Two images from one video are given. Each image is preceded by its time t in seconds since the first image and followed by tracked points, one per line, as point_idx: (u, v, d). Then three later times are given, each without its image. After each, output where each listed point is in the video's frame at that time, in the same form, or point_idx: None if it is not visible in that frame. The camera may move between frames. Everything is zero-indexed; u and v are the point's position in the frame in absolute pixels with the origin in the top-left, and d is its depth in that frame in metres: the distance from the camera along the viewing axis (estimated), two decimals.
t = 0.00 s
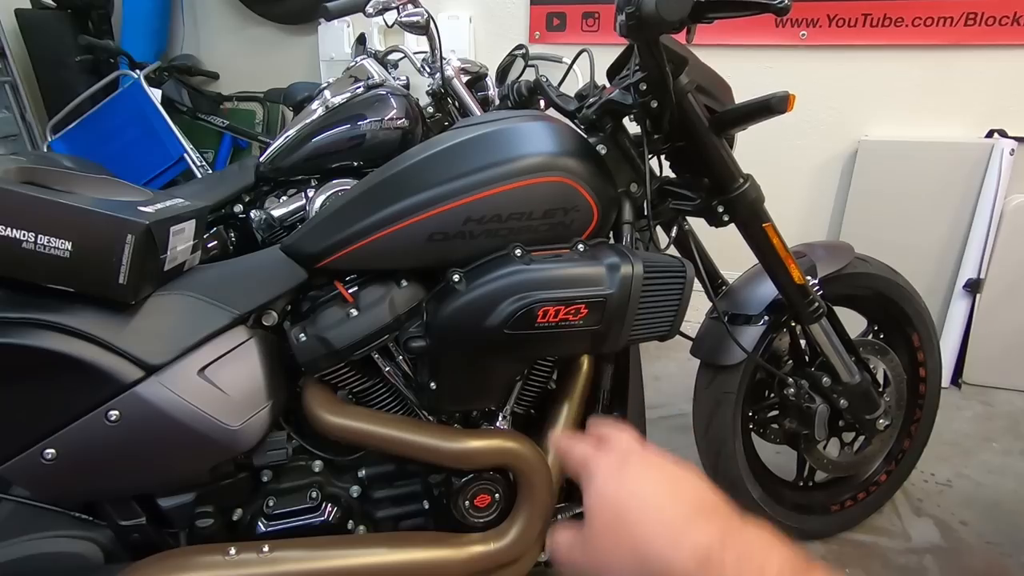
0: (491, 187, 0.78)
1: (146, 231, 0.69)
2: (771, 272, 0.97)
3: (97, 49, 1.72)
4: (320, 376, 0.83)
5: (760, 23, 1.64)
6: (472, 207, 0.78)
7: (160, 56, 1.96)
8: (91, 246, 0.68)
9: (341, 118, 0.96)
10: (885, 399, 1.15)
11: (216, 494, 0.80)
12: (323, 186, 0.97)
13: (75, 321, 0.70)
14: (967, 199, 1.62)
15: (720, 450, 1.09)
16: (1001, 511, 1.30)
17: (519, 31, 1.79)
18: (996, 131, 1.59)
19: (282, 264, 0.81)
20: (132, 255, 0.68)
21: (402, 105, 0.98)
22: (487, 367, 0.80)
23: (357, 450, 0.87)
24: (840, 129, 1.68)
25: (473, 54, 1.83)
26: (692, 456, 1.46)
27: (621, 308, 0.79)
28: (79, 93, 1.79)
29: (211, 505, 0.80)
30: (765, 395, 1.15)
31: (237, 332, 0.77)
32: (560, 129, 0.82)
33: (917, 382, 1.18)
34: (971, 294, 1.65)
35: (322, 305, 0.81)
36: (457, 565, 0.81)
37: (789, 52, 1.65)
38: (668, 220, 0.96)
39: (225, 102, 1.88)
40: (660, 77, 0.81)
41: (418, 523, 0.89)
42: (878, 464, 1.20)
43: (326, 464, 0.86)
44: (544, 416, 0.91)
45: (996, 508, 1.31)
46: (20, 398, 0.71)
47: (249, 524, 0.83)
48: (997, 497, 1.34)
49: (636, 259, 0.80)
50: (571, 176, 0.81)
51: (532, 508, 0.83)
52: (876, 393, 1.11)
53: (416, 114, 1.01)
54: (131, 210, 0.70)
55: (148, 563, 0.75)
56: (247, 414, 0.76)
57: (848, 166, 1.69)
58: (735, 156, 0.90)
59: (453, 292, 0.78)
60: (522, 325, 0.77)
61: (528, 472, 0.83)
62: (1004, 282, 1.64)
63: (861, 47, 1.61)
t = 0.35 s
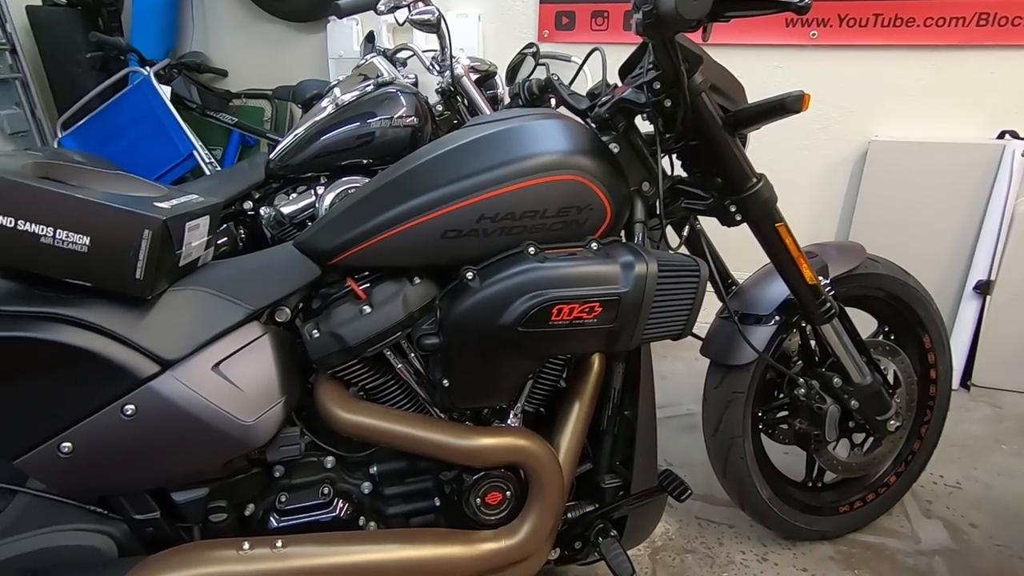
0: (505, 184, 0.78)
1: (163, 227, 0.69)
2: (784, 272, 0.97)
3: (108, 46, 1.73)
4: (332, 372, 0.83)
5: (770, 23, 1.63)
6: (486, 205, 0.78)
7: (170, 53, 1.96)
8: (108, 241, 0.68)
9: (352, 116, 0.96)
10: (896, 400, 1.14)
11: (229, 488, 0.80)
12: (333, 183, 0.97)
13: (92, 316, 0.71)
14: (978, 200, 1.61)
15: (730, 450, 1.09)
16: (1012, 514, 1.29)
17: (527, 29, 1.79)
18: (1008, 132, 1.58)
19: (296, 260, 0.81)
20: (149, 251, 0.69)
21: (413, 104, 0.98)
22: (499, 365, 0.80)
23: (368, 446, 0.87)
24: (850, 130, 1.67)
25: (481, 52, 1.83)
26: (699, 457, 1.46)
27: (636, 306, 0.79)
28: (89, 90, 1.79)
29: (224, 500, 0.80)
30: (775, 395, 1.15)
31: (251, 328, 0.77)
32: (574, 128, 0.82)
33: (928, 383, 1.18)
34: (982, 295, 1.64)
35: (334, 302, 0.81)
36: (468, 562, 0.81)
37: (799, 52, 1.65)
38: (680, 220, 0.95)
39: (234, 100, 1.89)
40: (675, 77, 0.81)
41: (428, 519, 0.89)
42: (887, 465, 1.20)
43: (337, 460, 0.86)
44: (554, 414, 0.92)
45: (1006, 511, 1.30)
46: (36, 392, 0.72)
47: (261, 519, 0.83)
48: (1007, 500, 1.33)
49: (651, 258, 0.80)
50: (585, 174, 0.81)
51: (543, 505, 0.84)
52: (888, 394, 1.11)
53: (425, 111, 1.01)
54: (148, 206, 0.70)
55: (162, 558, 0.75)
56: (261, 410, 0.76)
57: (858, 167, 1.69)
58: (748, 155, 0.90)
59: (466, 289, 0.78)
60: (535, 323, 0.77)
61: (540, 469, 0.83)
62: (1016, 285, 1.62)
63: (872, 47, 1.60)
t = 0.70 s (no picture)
0: (531, 186, 0.79)
1: (200, 222, 0.71)
2: (807, 277, 0.97)
3: (139, 45, 1.77)
4: (358, 368, 0.84)
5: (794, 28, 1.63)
6: (513, 206, 0.79)
7: (199, 53, 2.00)
8: (149, 236, 0.70)
9: (375, 117, 0.98)
10: (918, 409, 1.14)
11: (257, 479, 0.83)
12: (356, 182, 0.99)
13: (130, 307, 0.73)
14: (1004, 208, 1.59)
15: (748, 455, 1.09)
16: None
17: (549, 31, 1.80)
18: None
19: (324, 257, 0.83)
20: (187, 245, 0.71)
21: (436, 105, 0.99)
22: (522, 364, 0.81)
23: (391, 442, 0.89)
24: (873, 136, 1.66)
25: (503, 54, 1.84)
26: (715, 461, 1.46)
27: (661, 308, 0.80)
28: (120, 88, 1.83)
29: (252, 490, 0.83)
30: (795, 401, 1.15)
31: (281, 323, 0.79)
32: (600, 131, 0.83)
33: (951, 392, 1.17)
34: (1007, 305, 1.62)
35: (361, 299, 0.82)
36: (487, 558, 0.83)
37: (823, 57, 1.64)
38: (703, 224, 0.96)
39: (258, 98, 1.91)
40: (703, 82, 0.82)
41: (448, 515, 0.91)
42: (908, 475, 1.19)
43: (361, 454, 0.88)
44: (574, 414, 0.93)
45: None
46: (74, 381, 0.74)
47: (285, 510, 0.85)
48: None
49: (675, 261, 0.81)
50: (610, 177, 0.82)
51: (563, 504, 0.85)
52: (910, 403, 1.10)
53: (448, 113, 1.02)
54: (186, 202, 0.73)
55: (192, 545, 0.77)
56: (290, 403, 0.78)
57: (882, 173, 1.67)
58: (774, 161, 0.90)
59: (492, 289, 0.79)
60: (560, 323, 0.78)
61: (561, 468, 0.84)
62: None
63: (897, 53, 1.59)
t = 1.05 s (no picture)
0: (553, 182, 0.78)
1: (225, 214, 0.72)
2: (834, 278, 0.95)
3: (165, 41, 1.79)
4: (377, 363, 0.85)
5: (822, 23, 1.60)
6: (535, 202, 0.79)
7: (222, 48, 2.02)
8: (174, 228, 0.71)
9: (395, 113, 0.98)
10: (947, 415, 1.11)
11: (277, 470, 0.83)
12: (376, 178, 0.99)
13: (155, 299, 0.74)
14: None
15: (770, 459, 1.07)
16: None
17: (571, 28, 1.79)
18: None
19: (345, 251, 0.83)
20: (212, 237, 0.72)
21: (456, 101, 0.99)
22: (542, 361, 0.80)
23: (409, 437, 0.89)
24: (902, 134, 1.62)
25: (525, 50, 1.83)
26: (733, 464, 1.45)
27: (684, 307, 0.79)
28: (146, 83, 1.86)
29: (272, 481, 0.84)
30: (818, 405, 1.13)
31: (301, 316, 0.80)
32: (623, 127, 0.82)
33: (982, 399, 1.14)
34: None
35: (381, 294, 0.82)
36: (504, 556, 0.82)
37: (853, 53, 1.61)
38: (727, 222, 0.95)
39: (281, 94, 1.93)
40: (731, 77, 0.80)
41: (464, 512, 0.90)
42: (934, 483, 1.17)
43: (379, 448, 0.88)
44: (592, 414, 0.92)
45: None
46: (98, 371, 0.75)
47: (304, 502, 0.86)
48: None
49: (699, 259, 0.80)
50: (634, 174, 0.81)
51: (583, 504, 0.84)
52: (938, 409, 1.08)
53: (468, 109, 1.02)
54: (210, 195, 0.73)
55: (212, 535, 0.78)
56: (310, 396, 0.79)
57: (910, 172, 1.63)
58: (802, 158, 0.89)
59: (513, 285, 0.79)
60: (581, 321, 0.78)
61: (579, 467, 0.84)
62: None
63: (928, 48, 1.54)
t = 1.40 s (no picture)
0: (568, 181, 0.78)
1: (242, 212, 0.72)
2: (853, 280, 0.94)
3: (183, 40, 1.80)
4: (391, 360, 0.85)
5: (841, 21, 1.54)
6: (550, 201, 0.78)
7: (238, 46, 2.03)
8: (193, 225, 0.72)
9: (410, 111, 0.98)
10: (968, 420, 1.10)
11: (291, 467, 0.84)
12: (391, 176, 0.99)
13: (173, 295, 0.75)
14: None
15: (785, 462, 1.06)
16: None
17: (586, 26, 1.78)
18: None
19: (361, 249, 0.83)
20: (230, 235, 0.72)
21: (471, 99, 0.99)
22: (556, 361, 0.80)
23: (422, 435, 0.89)
24: (923, 134, 1.56)
25: (540, 48, 1.83)
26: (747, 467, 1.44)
27: (701, 308, 0.78)
28: (164, 82, 1.88)
29: (287, 477, 0.84)
30: (835, 408, 1.12)
31: (317, 314, 0.80)
32: (639, 126, 0.82)
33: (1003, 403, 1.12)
34: None
35: (395, 292, 0.82)
36: (516, 556, 0.82)
37: (872, 53, 1.54)
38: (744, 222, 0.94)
39: (297, 92, 1.93)
40: (750, 75, 0.79)
41: (477, 511, 0.90)
42: (954, 489, 1.15)
43: (392, 446, 0.88)
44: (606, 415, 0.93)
45: None
46: (117, 366, 0.76)
47: (319, 499, 0.86)
48: None
49: (716, 260, 0.79)
50: (650, 173, 0.80)
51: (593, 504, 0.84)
52: (960, 414, 1.07)
53: (483, 107, 1.02)
54: (228, 193, 0.74)
55: (229, 530, 0.79)
56: (325, 393, 0.79)
57: (932, 172, 1.57)
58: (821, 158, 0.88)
59: (528, 284, 0.79)
60: (596, 321, 0.77)
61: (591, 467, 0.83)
62: None
63: (951, 47, 1.48)
